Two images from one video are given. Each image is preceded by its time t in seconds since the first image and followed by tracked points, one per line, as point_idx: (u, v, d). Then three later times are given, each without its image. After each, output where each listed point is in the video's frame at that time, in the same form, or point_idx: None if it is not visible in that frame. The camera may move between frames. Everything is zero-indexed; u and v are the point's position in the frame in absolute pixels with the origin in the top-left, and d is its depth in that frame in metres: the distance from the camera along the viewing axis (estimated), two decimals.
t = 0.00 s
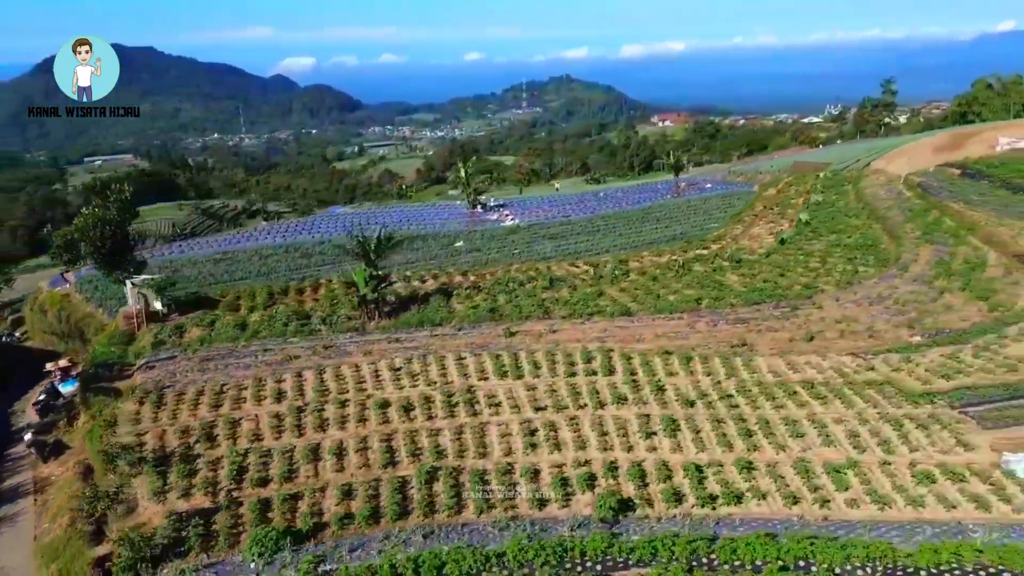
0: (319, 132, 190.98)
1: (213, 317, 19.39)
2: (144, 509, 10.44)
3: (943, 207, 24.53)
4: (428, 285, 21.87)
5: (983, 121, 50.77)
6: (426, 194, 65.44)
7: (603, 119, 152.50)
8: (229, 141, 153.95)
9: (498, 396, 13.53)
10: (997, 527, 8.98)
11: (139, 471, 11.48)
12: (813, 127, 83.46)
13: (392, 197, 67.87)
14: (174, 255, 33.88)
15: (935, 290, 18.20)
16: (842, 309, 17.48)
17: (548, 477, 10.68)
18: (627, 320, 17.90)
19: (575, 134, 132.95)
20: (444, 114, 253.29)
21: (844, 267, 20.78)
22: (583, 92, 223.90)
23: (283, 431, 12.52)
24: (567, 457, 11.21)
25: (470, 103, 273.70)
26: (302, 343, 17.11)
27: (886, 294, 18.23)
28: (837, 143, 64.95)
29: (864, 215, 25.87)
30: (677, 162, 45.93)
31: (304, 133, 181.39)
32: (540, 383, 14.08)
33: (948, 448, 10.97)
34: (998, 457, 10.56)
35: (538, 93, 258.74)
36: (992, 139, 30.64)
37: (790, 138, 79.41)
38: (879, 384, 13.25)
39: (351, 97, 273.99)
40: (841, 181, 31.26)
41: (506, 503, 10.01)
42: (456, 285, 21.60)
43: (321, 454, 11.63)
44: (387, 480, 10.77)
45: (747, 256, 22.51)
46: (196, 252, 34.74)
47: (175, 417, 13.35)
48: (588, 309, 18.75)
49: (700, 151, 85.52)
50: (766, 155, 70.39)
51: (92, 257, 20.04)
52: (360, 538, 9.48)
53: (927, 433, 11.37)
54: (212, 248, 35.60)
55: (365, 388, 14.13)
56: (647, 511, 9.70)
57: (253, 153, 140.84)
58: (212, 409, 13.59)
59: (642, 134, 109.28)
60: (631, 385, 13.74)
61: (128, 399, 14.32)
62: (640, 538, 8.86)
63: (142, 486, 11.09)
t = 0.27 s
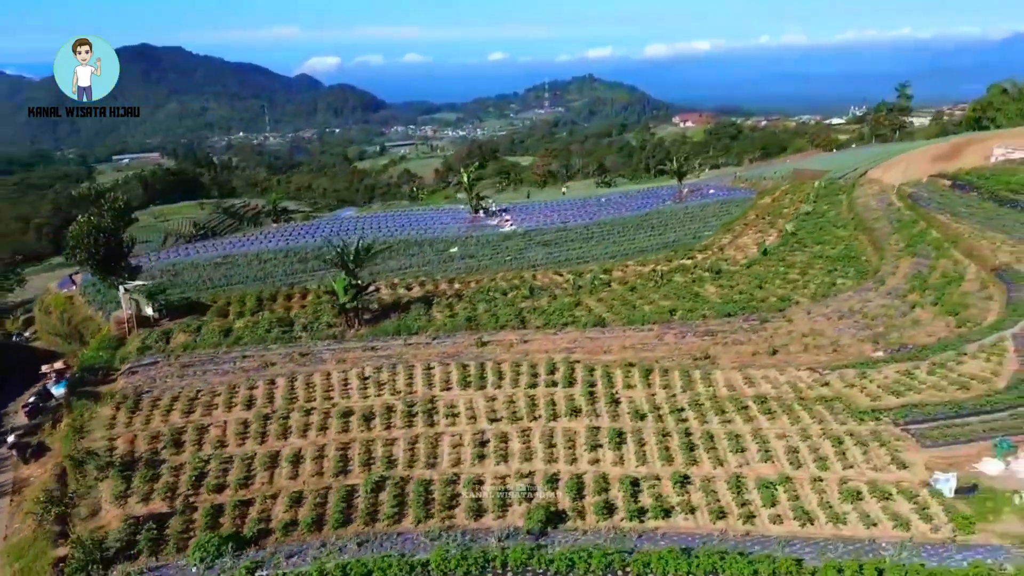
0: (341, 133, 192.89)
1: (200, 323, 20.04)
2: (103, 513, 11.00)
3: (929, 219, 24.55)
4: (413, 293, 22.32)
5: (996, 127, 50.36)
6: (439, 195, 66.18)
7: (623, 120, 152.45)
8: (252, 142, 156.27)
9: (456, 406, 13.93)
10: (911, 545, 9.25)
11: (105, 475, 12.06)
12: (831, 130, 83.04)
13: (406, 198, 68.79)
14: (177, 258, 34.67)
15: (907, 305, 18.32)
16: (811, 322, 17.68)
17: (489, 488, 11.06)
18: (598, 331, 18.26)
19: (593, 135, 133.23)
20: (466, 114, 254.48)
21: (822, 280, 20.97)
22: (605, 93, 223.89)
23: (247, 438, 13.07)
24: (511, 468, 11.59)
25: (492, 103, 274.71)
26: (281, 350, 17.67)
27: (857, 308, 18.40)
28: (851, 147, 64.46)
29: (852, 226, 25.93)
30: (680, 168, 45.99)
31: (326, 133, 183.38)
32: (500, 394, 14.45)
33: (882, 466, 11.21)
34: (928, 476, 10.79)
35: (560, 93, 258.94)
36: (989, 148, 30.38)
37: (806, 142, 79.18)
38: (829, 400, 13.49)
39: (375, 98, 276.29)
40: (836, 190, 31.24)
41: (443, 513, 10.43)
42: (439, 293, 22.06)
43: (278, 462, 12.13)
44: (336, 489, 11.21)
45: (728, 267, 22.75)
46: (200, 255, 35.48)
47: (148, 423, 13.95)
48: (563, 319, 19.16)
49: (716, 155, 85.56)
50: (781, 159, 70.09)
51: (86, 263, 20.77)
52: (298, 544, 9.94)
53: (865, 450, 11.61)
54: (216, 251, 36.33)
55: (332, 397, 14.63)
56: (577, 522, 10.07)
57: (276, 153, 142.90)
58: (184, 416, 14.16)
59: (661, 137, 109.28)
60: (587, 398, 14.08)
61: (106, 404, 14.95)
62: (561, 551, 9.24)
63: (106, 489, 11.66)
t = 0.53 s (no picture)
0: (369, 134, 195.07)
1: (195, 329, 20.81)
2: (75, 516, 11.68)
3: (922, 233, 24.51)
4: (404, 302, 22.82)
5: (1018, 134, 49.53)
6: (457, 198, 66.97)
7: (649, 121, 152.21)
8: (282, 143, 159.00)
9: (424, 418, 14.39)
10: (833, 568, 9.55)
11: (84, 479, 12.76)
12: (855, 132, 82.24)
13: (424, 200, 69.73)
14: (188, 262, 35.64)
15: (885, 322, 18.41)
16: (787, 338, 17.88)
17: (440, 500, 11.51)
18: (576, 343, 18.64)
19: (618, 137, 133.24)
20: (494, 115, 255.58)
21: (806, 294, 21.10)
22: (632, 93, 223.29)
23: (221, 446, 13.69)
24: (465, 481, 12.04)
25: (520, 104, 275.47)
26: (267, 358, 18.31)
27: (835, 324, 18.55)
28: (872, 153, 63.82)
29: (846, 239, 25.94)
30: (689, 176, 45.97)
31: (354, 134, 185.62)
32: (468, 406, 14.89)
33: (824, 487, 11.47)
34: (866, 498, 11.04)
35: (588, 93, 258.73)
36: (994, 159, 29.98)
37: (830, 146, 78.63)
38: (787, 418, 13.73)
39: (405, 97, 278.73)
40: (837, 201, 31.13)
41: (391, 524, 10.91)
42: (428, 303, 22.53)
43: (246, 469, 12.74)
44: (296, 498, 11.73)
45: (715, 280, 22.96)
46: (211, 259, 36.40)
47: (131, 429, 14.66)
48: (544, 331, 19.54)
49: (737, 159, 85.36)
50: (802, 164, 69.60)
51: (90, 268, 21.70)
52: (250, 551, 10.49)
53: (810, 470, 11.87)
54: (227, 255, 37.25)
55: (307, 407, 15.20)
56: (517, 536, 10.50)
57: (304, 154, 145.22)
58: (166, 423, 14.83)
59: (684, 140, 109.10)
60: (551, 412, 14.46)
61: (95, 410, 15.72)
62: (494, 565, 9.67)
63: (81, 493, 12.34)
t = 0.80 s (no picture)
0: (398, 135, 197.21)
1: (193, 336, 21.63)
2: (54, 519, 12.41)
3: (914, 249, 24.50)
4: (396, 312, 23.41)
5: None
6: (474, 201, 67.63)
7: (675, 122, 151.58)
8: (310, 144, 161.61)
9: (394, 430, 14.90)
10: None
11: (68, 483, 13.50)
12: (879, 134, 81.26)
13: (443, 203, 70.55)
14: (199, 266, 36.66)
15: (864, 340, 18.57)
16: (763, 355, 18.10)
17: (396, 512, 11.99)
18: (557, 356, 19.05)
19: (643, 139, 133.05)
20: (521, 115, 256.12)
21: (791, 309, 21.28)
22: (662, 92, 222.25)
23: (200, 452, 14.38)
24: (424, 493, 12.55)
25: (548, 104, 275.53)
26: (256, 366, 18.98)
27: (813, 341, 18.72)
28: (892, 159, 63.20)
29: (840, 252, 25.98)
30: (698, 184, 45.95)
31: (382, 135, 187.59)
32: (438, 419, 15.37)
33: (769, 507, 11.76)
34: (807, 519, 11.33)
35: (616, 94, 258.07)
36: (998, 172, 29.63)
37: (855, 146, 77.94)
38: (747, 437, 14.00)
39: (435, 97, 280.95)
40: (838, 212, 31.05)
41: (346, 534, 11.45)
42: (418, 313, 23.08)
43: (219, 477, 13.38)
44: (260, 507, 12.26)
45: (702, 293, 23.19)
46: (221, 264, 37.29)
47: (118, 435, 15.42)
48: (527, 343, 19.98)
49: (759, 165, 85.00)
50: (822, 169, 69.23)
51: (96, 274, 22.65)
52: (211, 558, 11.10)
53: (757, 490, 12.17)
54: (237, 259, 38.13)
55: (286, 416, 15.81)
56: (462, 549, 10.96)
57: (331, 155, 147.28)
58: (152, 430, 15.57)
59: (708, 142, 108.62)
60: (518, 425, 14.89)
61: (89, 415, 16.54)
62: None
63: (63, 496, 13.10)
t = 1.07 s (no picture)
0: (425, 137, 198.59)
1: (193, 341, 22.47)
2: (39, 520, 13.18)
3: (907, 264, 24.49)
4: (390, 320, 24.04)
5: None
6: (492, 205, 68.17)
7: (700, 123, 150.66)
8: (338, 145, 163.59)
9: (369, 440, 15.46)
10: None
11: (57, 485, 14.27)
12: (904, 136, 80.23)
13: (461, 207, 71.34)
14: (212, 270, 37.76)
15: (842, 356, 18.71)
16: (739, 370, 18.36)
17: (358, 520, 12.53)
18: (538, 367, 19.45)
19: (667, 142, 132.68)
20: (547, 116, 256.31)
21: (776, 323, 21.46)
22: (693, 92, 220.55)
23: (182, 458, 15.11)
24: (387, 503, 13.08)
25: (575, 104, 275.17)
26: (248, 373, 19.69)
27: (791, 358, 18.92)
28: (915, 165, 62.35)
29: (835, 265, 26.03)
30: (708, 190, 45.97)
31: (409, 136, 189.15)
32: (413, 430, 15.89)
33: (716, 524, 12.11)
34: (750, 537, 11.66)
35: (643, 95, 257.11)
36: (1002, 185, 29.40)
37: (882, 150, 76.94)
38: (708, 453, 14.33)
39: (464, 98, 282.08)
40: (839, 223, 31.00)
41: (306, 541, 12.02)
42: (411, 322, 23.66)
43: (196, 482, 14.06)
44: (231, 513, 12.89)
45: (691, 307, 23.43)
46: (233, 267, 38.29)
47: (110, 439, 16.21)
48: (512, 353, 20.45)
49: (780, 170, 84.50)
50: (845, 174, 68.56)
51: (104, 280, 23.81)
52: (179, 562, 11.77)
53: (707, 507, 12.51)
54: (249, 264, 39.13)
55: (269, 424, 16.47)
56: (414, 560, 11.47)
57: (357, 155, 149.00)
58: (142, 435, 16.32)
59: (731, 146, 108.06)
60: (488, 437, 15.36)
61: (85, 419, 17.40)
62: None
63: (50, 497, 13.88)
